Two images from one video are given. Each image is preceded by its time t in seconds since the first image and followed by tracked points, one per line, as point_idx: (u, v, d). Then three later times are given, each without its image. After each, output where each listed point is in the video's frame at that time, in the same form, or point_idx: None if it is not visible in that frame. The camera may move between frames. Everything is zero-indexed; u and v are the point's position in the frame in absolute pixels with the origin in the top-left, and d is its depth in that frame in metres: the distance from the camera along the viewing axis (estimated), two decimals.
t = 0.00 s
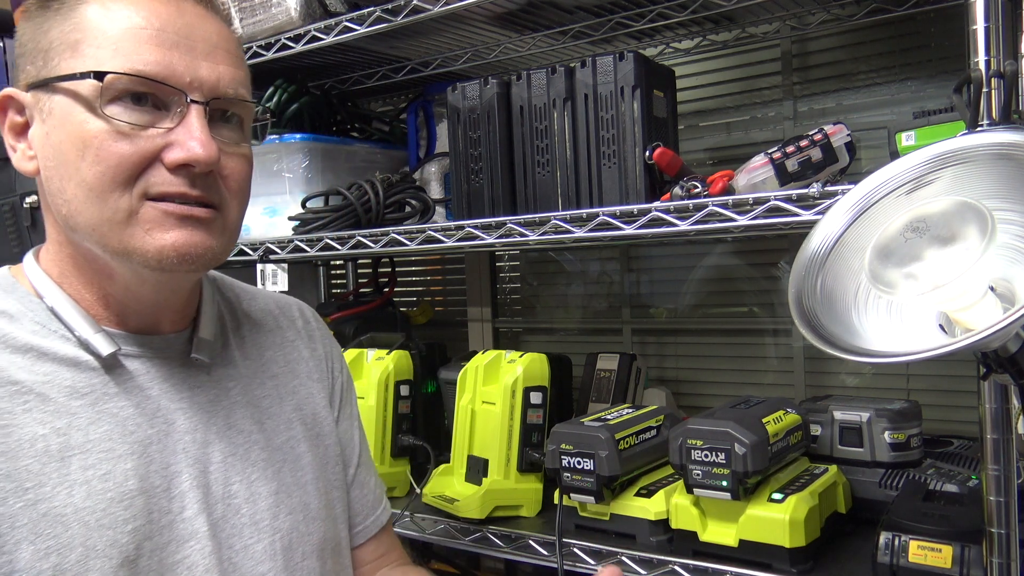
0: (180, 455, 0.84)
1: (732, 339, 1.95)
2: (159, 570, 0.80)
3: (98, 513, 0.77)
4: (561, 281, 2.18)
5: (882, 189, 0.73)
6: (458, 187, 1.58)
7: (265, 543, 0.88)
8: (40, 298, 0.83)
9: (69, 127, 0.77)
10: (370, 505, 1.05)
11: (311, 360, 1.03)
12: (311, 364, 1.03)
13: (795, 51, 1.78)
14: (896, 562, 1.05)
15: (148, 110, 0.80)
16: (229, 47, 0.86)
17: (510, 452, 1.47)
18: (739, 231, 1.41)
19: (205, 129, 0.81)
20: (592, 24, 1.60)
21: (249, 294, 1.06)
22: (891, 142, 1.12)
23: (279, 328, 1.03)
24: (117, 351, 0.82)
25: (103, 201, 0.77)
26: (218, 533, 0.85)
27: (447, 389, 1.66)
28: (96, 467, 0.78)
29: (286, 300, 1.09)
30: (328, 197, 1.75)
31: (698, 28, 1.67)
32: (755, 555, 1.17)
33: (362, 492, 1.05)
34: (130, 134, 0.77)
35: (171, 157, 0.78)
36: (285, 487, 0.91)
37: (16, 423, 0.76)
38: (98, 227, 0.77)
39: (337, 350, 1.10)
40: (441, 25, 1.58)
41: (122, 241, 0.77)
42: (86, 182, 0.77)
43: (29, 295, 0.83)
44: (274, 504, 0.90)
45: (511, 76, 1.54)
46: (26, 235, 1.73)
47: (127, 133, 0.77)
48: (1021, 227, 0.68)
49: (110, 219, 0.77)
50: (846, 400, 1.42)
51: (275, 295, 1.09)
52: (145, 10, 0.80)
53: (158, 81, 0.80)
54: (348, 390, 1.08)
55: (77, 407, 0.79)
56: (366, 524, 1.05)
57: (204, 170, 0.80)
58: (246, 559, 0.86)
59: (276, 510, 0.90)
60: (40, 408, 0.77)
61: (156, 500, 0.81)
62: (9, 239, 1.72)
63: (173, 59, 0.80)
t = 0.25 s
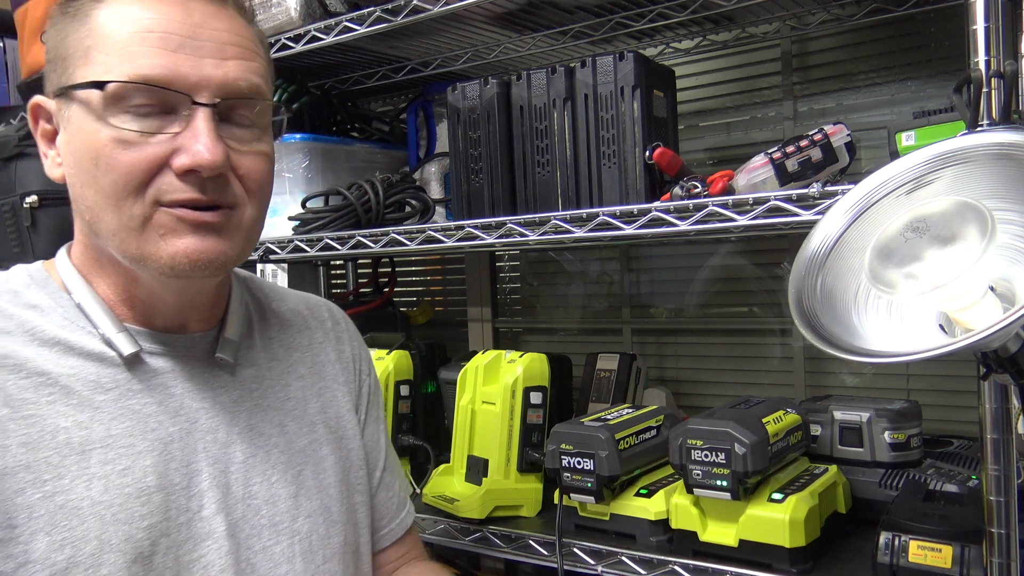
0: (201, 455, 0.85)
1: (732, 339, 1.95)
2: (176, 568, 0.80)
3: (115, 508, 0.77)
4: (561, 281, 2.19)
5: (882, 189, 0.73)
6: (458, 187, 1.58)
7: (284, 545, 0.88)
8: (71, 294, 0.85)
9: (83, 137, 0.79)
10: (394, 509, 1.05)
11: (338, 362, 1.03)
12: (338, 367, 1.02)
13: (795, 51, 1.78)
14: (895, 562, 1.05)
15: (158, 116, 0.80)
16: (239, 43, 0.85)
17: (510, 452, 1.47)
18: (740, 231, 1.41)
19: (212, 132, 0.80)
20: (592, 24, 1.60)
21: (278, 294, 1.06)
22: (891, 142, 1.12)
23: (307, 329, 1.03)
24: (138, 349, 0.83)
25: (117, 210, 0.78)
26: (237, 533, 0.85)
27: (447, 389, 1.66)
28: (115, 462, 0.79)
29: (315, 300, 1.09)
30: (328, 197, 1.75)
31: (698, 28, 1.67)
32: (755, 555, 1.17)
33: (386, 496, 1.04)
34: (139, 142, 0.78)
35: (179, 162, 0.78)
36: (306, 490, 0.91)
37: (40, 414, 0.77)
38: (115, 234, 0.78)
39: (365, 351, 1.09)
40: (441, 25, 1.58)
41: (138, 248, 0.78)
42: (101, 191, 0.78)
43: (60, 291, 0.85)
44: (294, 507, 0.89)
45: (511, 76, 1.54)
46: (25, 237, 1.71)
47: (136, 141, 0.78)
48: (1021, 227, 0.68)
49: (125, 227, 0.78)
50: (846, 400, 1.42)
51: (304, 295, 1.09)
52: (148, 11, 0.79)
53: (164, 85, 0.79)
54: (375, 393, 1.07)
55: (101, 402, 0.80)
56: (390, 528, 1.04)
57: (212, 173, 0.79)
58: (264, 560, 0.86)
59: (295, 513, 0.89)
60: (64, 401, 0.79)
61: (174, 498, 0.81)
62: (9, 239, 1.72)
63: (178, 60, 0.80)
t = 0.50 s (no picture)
0: (227, 449, 0.85)
1: (731, 339, 1.95)
2: (196, 560, 0.81)
3: (141, 495, 0.78)
4: (561, 281, 2.18)
5: (882, 189, 0.73)
6: (458, 187, 1.58)
7: (303, 540, 0.88)
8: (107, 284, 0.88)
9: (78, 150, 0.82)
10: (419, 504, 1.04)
11: (366, 353, 1.02)
12: (367, 358, 1.02)
13: (795, 51, 1.78)
14: (896, 562, 1.05)
15: (133, 120, 0.82)
16: (209, 30, 0.82)
17: (510, 452, 1.47)
18: (740, 231, 1.41)
19: (178, 127, 0.80)
20: (592, 24, 1.60)
21: (307, 286, 1.06)
22: (891, 143, 1.12)
23: (337, 320, 1.03)
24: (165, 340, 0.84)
25: (107, 217, 0.80)
26: (263, 526, 0.85)
27: (447, 389, 1.66)
28: (143, 452, 0.80)
29: (344, 290, 1.09)
30: (328, 197, 1.76)
31: (698, 28, 1.67)
32: (755, 555, 1.17)
33: (411, 489, 1.03)
34: (112, 148, 0.79)
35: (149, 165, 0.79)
36: (330, 483, 0.91)
37: (75, 401, 0.78)
38: (110, 241, 0.81)
39: (394, 339, 1.09)
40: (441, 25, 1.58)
41: (127, 252, 0.80)
42: (93, 201, 0.81)
43: (99, 280, 0.88)
44: (314, 500, 0.89)
45: (511, 76, 1.54)
46: (26, 237, 1.71)
47: (109, 148, 0.79)
48: (1021, 227, 0.68)
49: (115, 233, 0.80)
50: (846, 400, 1.42)
51: (335, 287, 1.09)
52: (121, 16, 0.80)
53: (129, 88, 0.80)
54: (402, 385, 1.06)
55: (132, 392, 0.82)
56: (414, 523, 1.03)
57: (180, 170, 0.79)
58: (283, 554, 0.86)
59: (315, 507, 0.89)
60: (97, 390, 0.80)
61: (199, 489, 0.82)
62: (9, 238, 1.72)
63: (137, 62, 0.80)
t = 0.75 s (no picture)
0: (240, 452, 0.85)
1: (731, 339, 1.95)
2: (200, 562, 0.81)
3: (143, 497, 0.78)
4: (561, 282, 2.19)
5: (882, 189, 0.73)
6: (458, 187, 1.58)
7: (309, 548, 0.87)
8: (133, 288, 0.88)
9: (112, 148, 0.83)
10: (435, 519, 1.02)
11: (389, 361, 1.02)
12: (391, 365, 1.02)
13: (795, 51, 1.78)
14: (895, 562, 1.05)
15: (168, 120, 0.82)
16: (246, 36, 0.83)
17: (509, 453, 1.47)
18: (740, 231, 1.41)
19: (212, 130, 0.80)
20: (592, 24, 1.60)
21: (336, 291, 1.07)
22: (891, 143, 1.12)
23: (363, 326, 1.03)
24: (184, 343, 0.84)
25: (136, 216, 0.81)
26: (271, 532, 0.85)
27: (447, 389, 1.66)
28: (151, 452, 0.80)
29: (373, 296, 1.09)
30: (328, 197, 1.76)
31: (698, 28, 1.67)
32: (756, 556, 1.17)
33: (428, 503, 1.01)
34: (146, 147, 0.80)
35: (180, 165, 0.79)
36: (343, 490, 0.90)
37: (87, 399, 0.79)
38: (138, 240, 0.81)
39: (422, 349, 1.08)
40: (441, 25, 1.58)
41: (154, 252, 0.81)
42: (124, 198, 0.81)
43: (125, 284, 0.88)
44: (323, 507, 0.89)
45: (511, 76, 1.54)
46: (26, 237, 1.71)
47: (144, 147, 0.80)
48: (1021, 227, 0.68)
49: (143, 232, 0.81)
50: (846, 400, 1.42)
51: (363, 292, 1.09)
52: (163, 19, 0.80)
53: (164, 89, 0.80)
54: (425, 396, 1.05)
55: (146, 392, 0.82)
56: (429, 539, 1.02)
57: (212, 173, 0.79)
58: (289, 561, 0.86)
59: (323, 514, 0.89)
60: (111, 389, 0.80)
61: (207, 492, 0.82)
62: (9, 239, 1.72)
63: (176, 64, 0.80)
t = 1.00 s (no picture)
0: (244, 450, 0.85)
1: (731, 339, 1.95)
2: (201, 561, 0.81)
3: (143, 496, 0.78)
4: (561, 282, 2.19)
5: (882, 189, 0.73)
6: (458, 187, 1.58)
7: (316, 548, 0.87)
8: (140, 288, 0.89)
9: (134, 131, 0.82)
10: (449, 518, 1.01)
11: (400, 360, 1.02)
12: (401, 363, 1.01)
13: (795, 51, 1.78)
14: (896, 562, 1.05)
15: (195, 105, 0.82)
16: (276, 30, 0.84)
17: (510, 452, 1.46)
18: (740, 231, 1.41)
19: (239, 115, 0.80)
20: (592, 24, 1.60)
21: (348, 289, 1.07)
22: (891, 143, 1.12)
23: (373, 324, 1.03)
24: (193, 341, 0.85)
25: (156, 199, 0.80)
26: (276, 532, 0.84)
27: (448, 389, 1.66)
28: (152, 450, 0.80)
29: (384, 294, 1.09)
30: (328, 197, 1.76)
31: (698, 28, 1.67)
32: (755, 556, 1.17)
33: (442, 502, 1.01)
34: (172, 129, 0.80)
35: (205, 148, 0.79)
36: (352, 489, 0.90)
37: (88, 398, 0.79)
38: (156, 224, 0.81)
39: (433, 347, 1.08)
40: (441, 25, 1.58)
41: (172, 236, 0.80)
42: (144, 180, 0.81)
43: (133, 284, 0.89)
44: (331, 506, 0.89)
45: (511, 76, 1.54)
46: (26, 236, 1.71)
47: (170, 129, 0.80)
48: (1021, 228, 0.68)
49: (162, 215, 0.80)
50: (846, 400, 1.42)
51: (375, 290, 1.09)
52: (196, 8, 0.82)
53: (193, 73, 0.81)
54: (437, 394, 1.04)
55: (150, 390, 0.82)
56: (443, 538, 1.01)
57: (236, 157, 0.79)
58: (294, 561, 0.85)
59: (331, 513, 0.88)
60: (114, 386, 0.81)
61: (208, 491, 0.82)
62: (9, 239, 1.72)
63: (208, 51, 0.81)
